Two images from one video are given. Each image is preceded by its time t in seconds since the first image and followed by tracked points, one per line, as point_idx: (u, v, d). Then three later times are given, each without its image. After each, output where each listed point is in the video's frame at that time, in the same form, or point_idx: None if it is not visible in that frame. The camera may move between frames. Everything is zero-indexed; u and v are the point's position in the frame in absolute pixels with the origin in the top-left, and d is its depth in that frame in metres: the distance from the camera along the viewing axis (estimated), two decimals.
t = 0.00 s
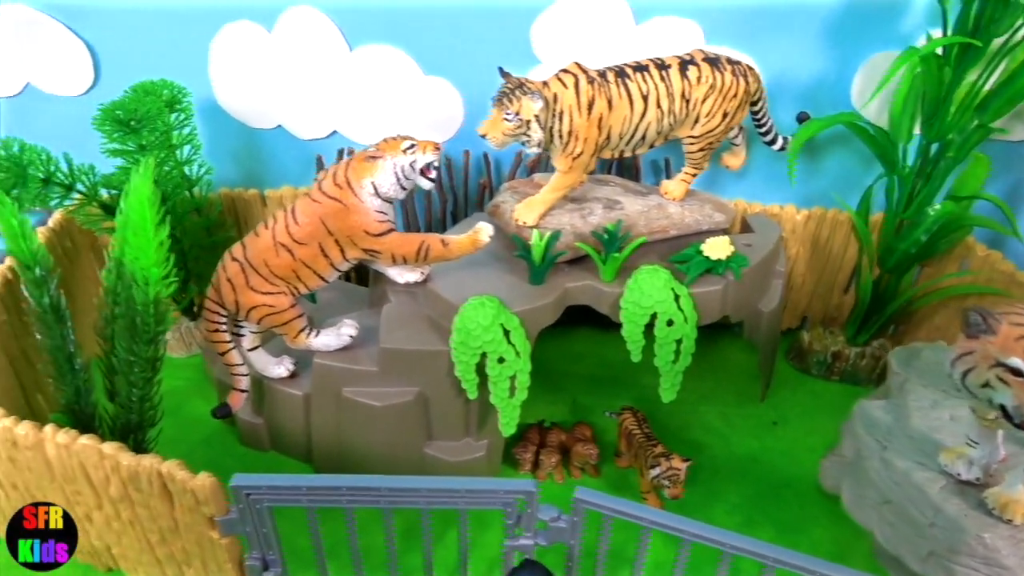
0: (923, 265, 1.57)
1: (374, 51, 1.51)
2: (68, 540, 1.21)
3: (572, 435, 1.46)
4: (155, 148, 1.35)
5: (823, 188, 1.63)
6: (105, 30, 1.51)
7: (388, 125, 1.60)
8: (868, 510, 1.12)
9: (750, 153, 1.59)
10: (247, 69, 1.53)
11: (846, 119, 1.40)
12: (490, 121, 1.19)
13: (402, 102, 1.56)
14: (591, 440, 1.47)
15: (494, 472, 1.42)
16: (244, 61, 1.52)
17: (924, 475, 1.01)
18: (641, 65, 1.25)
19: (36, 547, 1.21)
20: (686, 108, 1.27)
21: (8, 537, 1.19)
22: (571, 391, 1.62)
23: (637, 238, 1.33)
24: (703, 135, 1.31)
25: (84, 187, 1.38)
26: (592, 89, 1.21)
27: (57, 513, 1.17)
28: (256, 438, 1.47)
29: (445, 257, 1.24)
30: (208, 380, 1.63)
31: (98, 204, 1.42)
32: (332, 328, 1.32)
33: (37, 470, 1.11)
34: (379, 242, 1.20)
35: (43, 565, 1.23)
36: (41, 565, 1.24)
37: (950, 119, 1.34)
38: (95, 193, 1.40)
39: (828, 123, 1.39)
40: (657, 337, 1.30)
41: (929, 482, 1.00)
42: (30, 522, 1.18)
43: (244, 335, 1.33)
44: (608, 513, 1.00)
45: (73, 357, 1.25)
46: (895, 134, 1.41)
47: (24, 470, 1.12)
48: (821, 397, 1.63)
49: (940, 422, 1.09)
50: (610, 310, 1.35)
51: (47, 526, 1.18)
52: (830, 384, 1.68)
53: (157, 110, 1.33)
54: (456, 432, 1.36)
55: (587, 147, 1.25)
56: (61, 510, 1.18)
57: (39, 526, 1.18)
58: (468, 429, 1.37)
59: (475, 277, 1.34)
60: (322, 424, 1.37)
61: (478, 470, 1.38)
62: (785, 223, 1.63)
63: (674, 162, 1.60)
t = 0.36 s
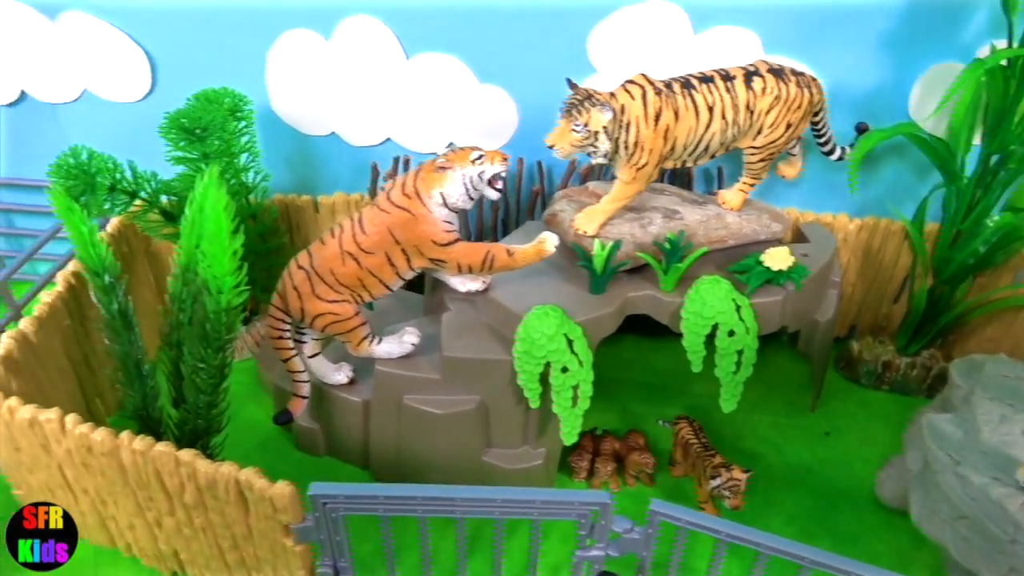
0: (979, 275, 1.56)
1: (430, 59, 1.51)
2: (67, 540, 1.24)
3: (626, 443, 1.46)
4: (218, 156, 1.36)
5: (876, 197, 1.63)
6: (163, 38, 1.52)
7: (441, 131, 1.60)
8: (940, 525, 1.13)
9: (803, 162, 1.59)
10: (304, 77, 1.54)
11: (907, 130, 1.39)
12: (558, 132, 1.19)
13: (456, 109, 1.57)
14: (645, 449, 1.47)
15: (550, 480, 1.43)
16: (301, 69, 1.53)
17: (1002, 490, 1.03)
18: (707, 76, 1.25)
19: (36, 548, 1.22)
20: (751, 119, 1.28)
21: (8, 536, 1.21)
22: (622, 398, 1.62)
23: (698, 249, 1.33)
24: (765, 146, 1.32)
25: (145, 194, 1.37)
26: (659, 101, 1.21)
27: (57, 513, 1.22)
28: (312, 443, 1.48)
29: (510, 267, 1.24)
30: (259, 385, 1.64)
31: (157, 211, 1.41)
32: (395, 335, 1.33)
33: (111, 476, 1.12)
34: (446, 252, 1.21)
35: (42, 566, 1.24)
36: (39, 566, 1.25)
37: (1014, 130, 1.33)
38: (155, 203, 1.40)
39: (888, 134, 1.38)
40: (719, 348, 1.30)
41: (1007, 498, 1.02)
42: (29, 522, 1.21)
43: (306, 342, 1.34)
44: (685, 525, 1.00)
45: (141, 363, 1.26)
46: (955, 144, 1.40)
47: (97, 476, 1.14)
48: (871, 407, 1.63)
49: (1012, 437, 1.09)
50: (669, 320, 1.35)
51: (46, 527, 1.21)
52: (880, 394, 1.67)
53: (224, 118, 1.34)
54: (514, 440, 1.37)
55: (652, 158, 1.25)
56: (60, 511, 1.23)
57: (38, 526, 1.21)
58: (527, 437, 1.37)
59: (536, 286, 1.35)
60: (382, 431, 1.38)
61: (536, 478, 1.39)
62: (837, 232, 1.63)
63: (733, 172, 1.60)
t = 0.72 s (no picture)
0: None
1: (509, 65, 1.50)
2: (68, 540, 1.11)
3: (704, 457, 1.44)
4: (302, 161, 1.35)
5: (959, 209, 1.59)
6: (242, 42, 1.52)
7: (517, 137, 1.58)
8: None
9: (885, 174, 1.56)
10: (381, 82, 1.53)
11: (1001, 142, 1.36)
12: (653, 142, 1.17)
13: (533, 116, 1.55)
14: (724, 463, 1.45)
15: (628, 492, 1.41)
16: (379, 74, 1.53)
17: None
18: (803, 86, 1.23)
19: (36, 548, 1.09)
20: (846, 130, 1.25)
21: (7, 535, 1.07)
22: (694, 411, 1.60)
23: (786, 262, 1.30)
24: (858, 156, 1.30)
25: (227, 199, 1.34)
26: (755, 111, 1.19)
27: (57, 513, 1.08)
28: (386, 450, 1.47)
29: (599, 277, 1.22)
30: (329, 389, 1.64)
31: (238, 215, 1.37)
32: (478, 344, 1.32)
33: (204, 481, 1.12)
34: (537, 261, 1.20)
35: (42, 565, 1.12)
36: (38, 565, 1.12)
37: None
38: (236, 209, 1.36)
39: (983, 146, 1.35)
40: (808, 363, 1.27)
41: None
42: (27, 522, 1.07)
43: (387, 350, 1.33)
44: (793, 547, 0.98)
45: (228, 368, 1.26)
46: None
47: (189, 481, 1.14)
48: (950, 425, 1.59)
49: None
50: (755, 333, 1.32)
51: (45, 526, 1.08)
52: (958, 411, 1.63)
53: (311, 122, 1.34)
54: (594, 452, 1.35)
55: (745, 169, 1.23)
56: (60, 512, 1.09)
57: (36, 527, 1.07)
58: (607, 449, 1.35)
59: (619, 297, 1.33)
60: (461, 440, 1.37)
61: (615, 491, 1.37)
62: (918, 245, 1.60)
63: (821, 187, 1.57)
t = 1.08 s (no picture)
0: None
1: (600, 84, 1.48)
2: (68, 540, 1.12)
3: (793, 484, 1.42)
4: (398, 180, 1.36)
5: None
6: (333, 59, 1.53)
7: (603, 156, 1.58)
8: None
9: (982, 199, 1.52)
10: (470, 100, 1.54)
11: None
12: (763, 167, 1.17)
13: (622, 135, 1.54)
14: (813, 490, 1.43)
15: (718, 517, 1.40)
16: (468, 91, 1.53)
17: None
18: (914, 111, 1.21)
19: (37, 547, 1.12)
20: (956, 157, 1.23)
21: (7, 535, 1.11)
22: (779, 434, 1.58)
23: (889, 289, 1.28)
24: (965, 183, 1.27)
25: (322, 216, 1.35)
26: (867, 137, 1.17)
27: (56, 513, 1.11)
28: (471, 468, 1.47)
29: (701, 302, 1.21)
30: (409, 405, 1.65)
31: (331, 232, 1.38)
32: (573, 365, 1.32)
33: (309, 499, 1.14)
34: (640, 285, 1.19)
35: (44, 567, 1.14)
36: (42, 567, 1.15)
37: None
38: (331, 225, 1.38)
39: None
40: (912, 394, 1.24)
41: None
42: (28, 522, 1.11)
43: (480, 369, 1.33)
44: None
45: (327, 385, 1.27)
46: None
47: (293, 498, 1.16)
48: None
49: None
50: (855, 361, 1.30)
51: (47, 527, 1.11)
52: None
53: (409, 141, 1.35)
54: (685, 477, 1.34)
55: (852, 195, 1.21)
56: (60, 510, 1.12)
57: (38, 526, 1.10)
58: (699, 474, 1.34)
59: (715, 321, 1.32)
60: (551, 460, 1.36)
61: (706, 517, 1.35)
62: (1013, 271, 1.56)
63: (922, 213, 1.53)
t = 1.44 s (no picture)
0: None
1: (685, 99, 1.47)
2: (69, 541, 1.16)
3: (875, 507, 1.39)
4: (485, 192, 1.36)
5: None
6: (415, 68, 1.53)
7: (683, 170, 1.56)
8: None
9: None
10: (552, 111, 1.53)
11: None
12: (865, 187, 1.16)
13: (704, 149, 1.53)
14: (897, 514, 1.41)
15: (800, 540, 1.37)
16: (550, 103, 1.52)
17: None
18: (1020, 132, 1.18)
19: (36, 547, 1.15)
20: None
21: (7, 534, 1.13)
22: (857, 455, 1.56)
23: (986, 312, 1.24)
24: None
25: (407, 225, 1.35)
26: (974, 157, 1.15)
27: (57, 514, 1.13)
28: (546, 481, 1.46)
29: (796, 321, 1.19)
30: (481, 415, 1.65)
31: (414, 241, 1.37)
32: (660, 383, 1.31)
33: (400, 509, 1.14)
34: (736, 303, 1.17)
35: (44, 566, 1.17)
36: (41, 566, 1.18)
37: None
38: (415, 234, 1.37)
39: None
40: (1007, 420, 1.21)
41: None
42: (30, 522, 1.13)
43: (563, 383, 1.32)
44: None
45: (415, 395, 1.27)
46: None
47: (384, 507, 1.16)
48: None
49: None
50: (948, 385, 1.28)
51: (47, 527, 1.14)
52: None
53: (498, 153, 1.34)
54: (769, 497, 1.32)
55: (954, 216, 1.19)
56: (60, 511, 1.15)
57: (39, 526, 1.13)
58: (784, 496, 1.31)
59: (806, 341, 1.30)
60: (632, 476, 1.35)
61: (789, 539, 1.33)
62: None
63: (1013, 235, 1.49)
